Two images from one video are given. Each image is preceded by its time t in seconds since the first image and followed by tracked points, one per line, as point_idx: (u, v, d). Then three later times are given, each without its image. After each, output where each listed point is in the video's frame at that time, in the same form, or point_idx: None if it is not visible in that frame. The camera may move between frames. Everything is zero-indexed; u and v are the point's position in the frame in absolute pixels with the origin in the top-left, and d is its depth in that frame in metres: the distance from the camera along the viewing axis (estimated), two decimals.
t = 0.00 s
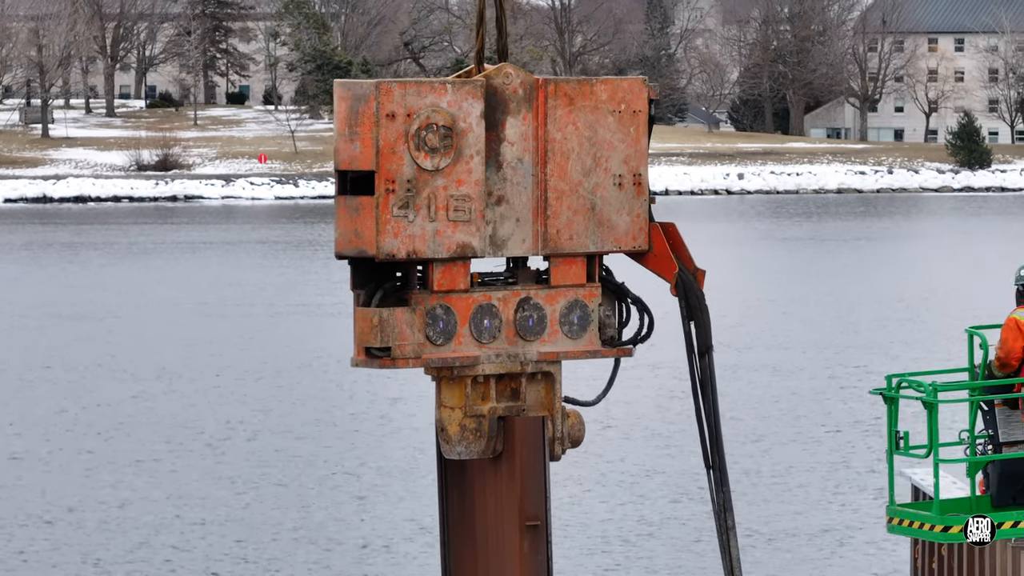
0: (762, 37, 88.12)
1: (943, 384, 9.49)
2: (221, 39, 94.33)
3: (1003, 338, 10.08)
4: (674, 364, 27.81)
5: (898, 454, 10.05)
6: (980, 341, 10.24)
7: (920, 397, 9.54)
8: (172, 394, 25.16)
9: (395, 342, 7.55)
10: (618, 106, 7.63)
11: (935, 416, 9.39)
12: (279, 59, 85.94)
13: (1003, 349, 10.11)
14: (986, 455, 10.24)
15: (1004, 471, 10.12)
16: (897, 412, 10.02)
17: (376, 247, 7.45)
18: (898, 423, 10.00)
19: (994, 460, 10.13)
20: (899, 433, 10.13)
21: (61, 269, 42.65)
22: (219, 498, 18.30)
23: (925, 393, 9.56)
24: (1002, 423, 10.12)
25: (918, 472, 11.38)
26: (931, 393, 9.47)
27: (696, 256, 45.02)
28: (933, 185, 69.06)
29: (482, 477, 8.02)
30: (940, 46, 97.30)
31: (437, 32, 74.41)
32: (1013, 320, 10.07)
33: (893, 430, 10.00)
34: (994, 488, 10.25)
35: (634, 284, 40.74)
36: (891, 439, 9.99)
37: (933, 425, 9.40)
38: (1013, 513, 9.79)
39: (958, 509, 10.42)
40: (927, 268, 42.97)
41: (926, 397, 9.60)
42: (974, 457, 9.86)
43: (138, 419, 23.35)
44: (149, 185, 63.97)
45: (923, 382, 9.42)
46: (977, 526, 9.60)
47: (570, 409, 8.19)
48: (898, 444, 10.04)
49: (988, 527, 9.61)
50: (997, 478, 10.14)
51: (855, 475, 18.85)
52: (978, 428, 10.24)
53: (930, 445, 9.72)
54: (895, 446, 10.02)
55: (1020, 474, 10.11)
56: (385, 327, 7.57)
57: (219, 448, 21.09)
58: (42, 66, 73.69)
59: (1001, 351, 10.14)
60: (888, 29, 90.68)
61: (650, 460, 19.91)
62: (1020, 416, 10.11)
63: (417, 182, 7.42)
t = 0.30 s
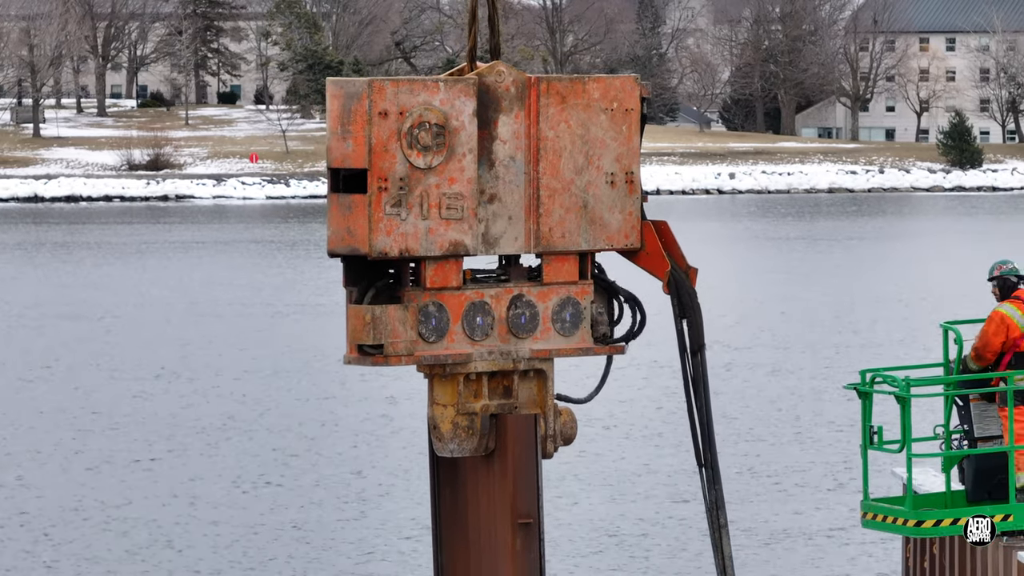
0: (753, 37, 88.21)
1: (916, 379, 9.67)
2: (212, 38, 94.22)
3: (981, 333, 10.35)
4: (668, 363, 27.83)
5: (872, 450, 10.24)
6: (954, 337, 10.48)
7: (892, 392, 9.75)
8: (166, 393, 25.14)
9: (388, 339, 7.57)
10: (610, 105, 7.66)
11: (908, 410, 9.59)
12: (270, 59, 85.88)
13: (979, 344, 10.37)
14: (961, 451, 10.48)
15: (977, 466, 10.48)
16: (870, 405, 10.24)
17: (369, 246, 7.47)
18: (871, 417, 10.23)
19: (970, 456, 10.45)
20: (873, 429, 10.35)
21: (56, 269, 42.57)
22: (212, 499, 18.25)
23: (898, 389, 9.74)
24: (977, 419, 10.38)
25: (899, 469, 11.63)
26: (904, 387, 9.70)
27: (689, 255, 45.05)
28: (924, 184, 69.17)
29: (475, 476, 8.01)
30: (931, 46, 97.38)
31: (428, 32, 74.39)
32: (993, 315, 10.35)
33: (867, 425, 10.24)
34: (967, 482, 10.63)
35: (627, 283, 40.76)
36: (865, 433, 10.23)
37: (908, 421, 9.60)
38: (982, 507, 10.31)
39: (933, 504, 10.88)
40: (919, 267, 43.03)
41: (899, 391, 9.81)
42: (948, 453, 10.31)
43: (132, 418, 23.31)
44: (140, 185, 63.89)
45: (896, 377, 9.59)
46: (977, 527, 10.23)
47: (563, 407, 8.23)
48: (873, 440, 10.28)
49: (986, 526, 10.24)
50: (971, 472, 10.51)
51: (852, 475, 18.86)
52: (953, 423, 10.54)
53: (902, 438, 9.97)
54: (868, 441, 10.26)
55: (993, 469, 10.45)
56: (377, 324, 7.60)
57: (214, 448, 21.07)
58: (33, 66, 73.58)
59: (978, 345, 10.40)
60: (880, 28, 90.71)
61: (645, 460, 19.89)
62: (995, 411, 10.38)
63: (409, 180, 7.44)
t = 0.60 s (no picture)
0: (741, 37, 88.30)
1: (888, 373, 9.90)
2: (201, 38, 94.07)
3: (960, 328, 10.56)
4: (658, 363, 27.84)
5: (844, 444, 10.46)
6: (926, 333, 10.86)
7: (864, 386, 9.95)
8: (158, 393, 25.11)
9: (376, 338, 7.60)
10: (598, 103, 7.69)
11: (879, 406, 9.81)
12: (259, 59, 85.76)
13: (957, 338, 10.59)
14: (934, 445, 10.90)
15: (950, 462, 10.76)
16: (842, 400, 10.42)
17: (357, 244, 7.49)
18: (843, 413, 10.40)
19: (942, 452, 10.81)
20: (846, 424, 10.53)
21: (46, 269, 42.50)
22: (204, 499, 18.23)
23: (869, 383, 9.98)
24: (949, 414, 10.77)
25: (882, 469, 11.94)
26: (875, 382, 9.90)
27: (679, 255, 45.04)
28: (912, 185, 69.25)
29: (463, 474, 8.04)
30: (919, 46, 97.48)
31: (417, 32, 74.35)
32: (973, 310, 10.56)
33: (839, 420, 10.39)
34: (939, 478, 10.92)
35: (617, 282, 40.79)
36: (839, 429, 10.44)
37: (879, 413, 9.79)
38: (960, 504, 10.42)
39: (905, 500, 11.24)
40: (908, 267, 43.06)
41: (870, 386, 9.99)
42: (920, 448, 10.44)
43: (122, 418, 23.24)
44: (128, 185, 63.77)
45: (868, 373, 9.82)
46: (978, 527, 10.38)
47: (552, 405, 8.27)
48: (845, 435, 10.45)
49: (987, 527, 10.37)
50: (944, 467, 10.80)
51: (842, 475, 18.85)
52: (925, 419, 10.82)
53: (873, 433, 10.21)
54: (841, 436, 10.47)
55: (965, 464, 10.75)
56: (366, 323, 7.63)
57: (204, 448, 21.02)
58: (21, 66, 73.46)
59: (955, 338, 10.62)
60: (867, 28, 90.70)
61: (637, 460, 19.89)
62: (967, 406, 10.77)
63: (398, 178, 7.46)
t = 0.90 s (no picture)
0: (729, 37, 88.46)
1: (859, 373, 10.13)
2: (189, 39, 94.00)
3: (935, 327, 10.64)
4: (647, 362, 27.87)
5: (816, 444, 10.75)
6: (899, 333, 10.96)
7: (836, 385, 10.21)
8: (148, 393, 25.11)
9: (363, 337, 7.61)
10: (585, 102, 7.71)
11: (849, 406, 10.07)
12: (247, 59, 85.74)
13: (931, 336, 10.68)
14: (908, 445, 10.97)
15: (922, 461, 10.88)
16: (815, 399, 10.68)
17: (344, 243, 7.51)
18: (815, 412, 10.64)
19: (915, 451, 10.91)
20: (819, 423, 10.80)
21: (35, 269, 42.47)
22: (192, 499, 18.24)
23: (840, 383, 10.21)
24: (922, 414, 10.86)
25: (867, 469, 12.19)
26: (846, 382, 10.12)
27: (666, 255, 45.11)
28: (900, 185, 69.37)
29: (450, 474, 8.05)
30: (907, 46, 97.65)
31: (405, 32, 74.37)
32: (948, 309, 10.63)
33: (812, 420, 10.64)
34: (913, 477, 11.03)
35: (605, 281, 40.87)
36: (811, 428, 10.70)
37: (849, 414, 10.03)
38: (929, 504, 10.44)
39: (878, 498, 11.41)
40: (896, 267, 43.15)
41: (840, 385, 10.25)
42: (891, 447, 10.65)
43: (113, 417, 23.22)
44: (116, 185, 63.70)
45: (838, 373, 10.06)
46: (978, 527, 10.47)
47: (539, 404, 8.26)
48: (817, 434, 10.72)
49: (986, 527, 10.46)
50: (916, 466, 10.92)
51: (833, 475, 18.90)
52: (898, 419, 11.02)
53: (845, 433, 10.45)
54: (813, 435, 10.75)
55: (937, 463, 10.88)
56: (353, 322, 7.64)
57: (196, 449, 21.01)
58: (9, 66, 73.41)
59: (929, 337, 10.70)
60: (855, 29, 90.84)
61: (625, 460, 19.92)
62: (941, 406, 10.85)
63: (385, 177, 7.48)
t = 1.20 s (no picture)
0: (716, 38, 88.66)
1: (838, 373, 10.18)
2: (176, 39, 93.92)
3: (913, 326, 10.62)
4: (636, 361, 27.91)
5: (795, 444, 10.83)
6: (877, 331, 10.95)
7: (816, 385, 10.26)
8: (139, 394, 25.09)
9: (350, 335, 7.63)
10: (572, 101, 7.74)
11: (828, 406, 10.12)
12: (234, 60, 85.76)
13: (910, 335, 10.64)
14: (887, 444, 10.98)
15: (902, 461, 10.85)
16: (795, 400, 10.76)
17: (331, 241, 7.54)
18: (795, 412, 10.72)
19: (894, 450, 10.92)
20: (798, 423, 10.86)
21: (25, 269, 42.40)
22: (185, 499, 18.22)
23: (819, 382, 10.26)
24: (902, 413, 10.83)
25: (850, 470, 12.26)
26: (825, 382, 10.19)
27: (654, 255, 45.17)
28: (887, 185, 69.50)
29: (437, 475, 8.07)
30: (894, 47, 97.83)
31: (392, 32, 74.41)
32: (926, 308, 10.65)
33: (791, 420, 10.74)
34: (892, 478, 11.02)
35: (594, 280, 40.92)
36: (790, 429, 10.77)
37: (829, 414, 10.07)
38: (908, 503, 10.61)
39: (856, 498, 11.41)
40: (884, 267, 43.25)
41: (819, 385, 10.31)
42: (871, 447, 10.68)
43: (104, 417, 23.19)
44: (104, 185, 63.64)
45: (817, 372, 10.13)
46: (977, 527, 10.63)
47: (525, 403, 8.29)
48: (797, 434, 10.80)
49: (986, 527, 10.62)
50: (896, 467, 10.88)
51: (823, 474, 18.93)
52: (879, 418, 11.07)
53: (823, 433, 10.52)
54: (793, 435, 10.80)
55: (917, 463, 10.84)
56: (340, 320, 7.67)
57: (189, 449, 20.99)
58: None
59: (908, 336, 10.67)
60: (842, 29, 90.98)
61: (614, 460, 19.96)
62: (920, 405, 10.82)
63: (372, 176, 7.50)
